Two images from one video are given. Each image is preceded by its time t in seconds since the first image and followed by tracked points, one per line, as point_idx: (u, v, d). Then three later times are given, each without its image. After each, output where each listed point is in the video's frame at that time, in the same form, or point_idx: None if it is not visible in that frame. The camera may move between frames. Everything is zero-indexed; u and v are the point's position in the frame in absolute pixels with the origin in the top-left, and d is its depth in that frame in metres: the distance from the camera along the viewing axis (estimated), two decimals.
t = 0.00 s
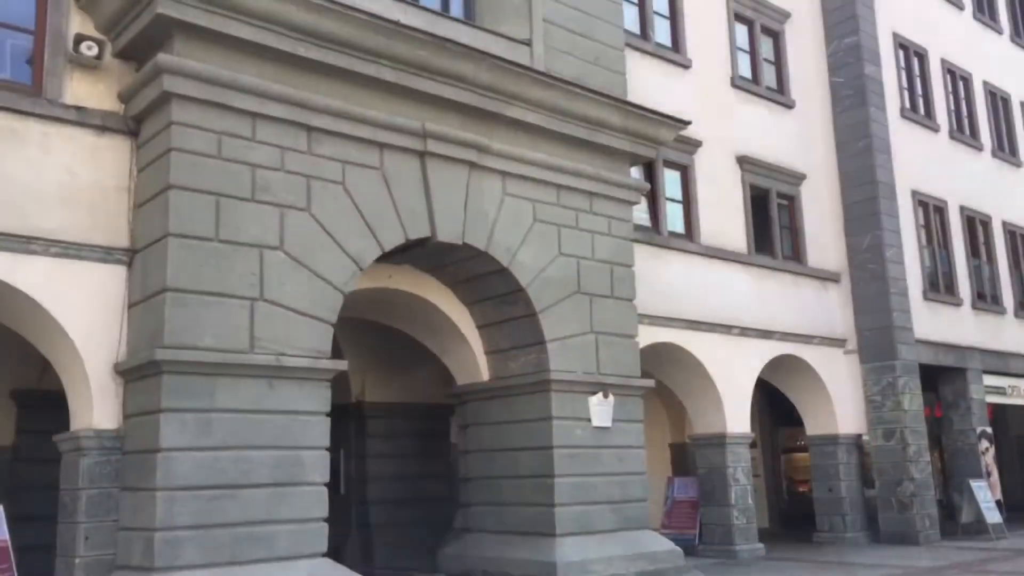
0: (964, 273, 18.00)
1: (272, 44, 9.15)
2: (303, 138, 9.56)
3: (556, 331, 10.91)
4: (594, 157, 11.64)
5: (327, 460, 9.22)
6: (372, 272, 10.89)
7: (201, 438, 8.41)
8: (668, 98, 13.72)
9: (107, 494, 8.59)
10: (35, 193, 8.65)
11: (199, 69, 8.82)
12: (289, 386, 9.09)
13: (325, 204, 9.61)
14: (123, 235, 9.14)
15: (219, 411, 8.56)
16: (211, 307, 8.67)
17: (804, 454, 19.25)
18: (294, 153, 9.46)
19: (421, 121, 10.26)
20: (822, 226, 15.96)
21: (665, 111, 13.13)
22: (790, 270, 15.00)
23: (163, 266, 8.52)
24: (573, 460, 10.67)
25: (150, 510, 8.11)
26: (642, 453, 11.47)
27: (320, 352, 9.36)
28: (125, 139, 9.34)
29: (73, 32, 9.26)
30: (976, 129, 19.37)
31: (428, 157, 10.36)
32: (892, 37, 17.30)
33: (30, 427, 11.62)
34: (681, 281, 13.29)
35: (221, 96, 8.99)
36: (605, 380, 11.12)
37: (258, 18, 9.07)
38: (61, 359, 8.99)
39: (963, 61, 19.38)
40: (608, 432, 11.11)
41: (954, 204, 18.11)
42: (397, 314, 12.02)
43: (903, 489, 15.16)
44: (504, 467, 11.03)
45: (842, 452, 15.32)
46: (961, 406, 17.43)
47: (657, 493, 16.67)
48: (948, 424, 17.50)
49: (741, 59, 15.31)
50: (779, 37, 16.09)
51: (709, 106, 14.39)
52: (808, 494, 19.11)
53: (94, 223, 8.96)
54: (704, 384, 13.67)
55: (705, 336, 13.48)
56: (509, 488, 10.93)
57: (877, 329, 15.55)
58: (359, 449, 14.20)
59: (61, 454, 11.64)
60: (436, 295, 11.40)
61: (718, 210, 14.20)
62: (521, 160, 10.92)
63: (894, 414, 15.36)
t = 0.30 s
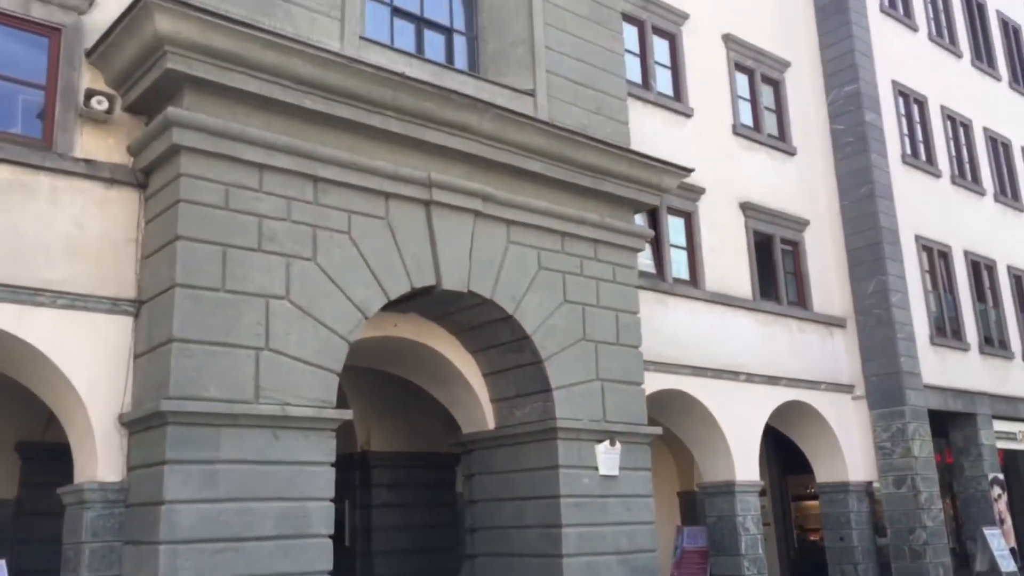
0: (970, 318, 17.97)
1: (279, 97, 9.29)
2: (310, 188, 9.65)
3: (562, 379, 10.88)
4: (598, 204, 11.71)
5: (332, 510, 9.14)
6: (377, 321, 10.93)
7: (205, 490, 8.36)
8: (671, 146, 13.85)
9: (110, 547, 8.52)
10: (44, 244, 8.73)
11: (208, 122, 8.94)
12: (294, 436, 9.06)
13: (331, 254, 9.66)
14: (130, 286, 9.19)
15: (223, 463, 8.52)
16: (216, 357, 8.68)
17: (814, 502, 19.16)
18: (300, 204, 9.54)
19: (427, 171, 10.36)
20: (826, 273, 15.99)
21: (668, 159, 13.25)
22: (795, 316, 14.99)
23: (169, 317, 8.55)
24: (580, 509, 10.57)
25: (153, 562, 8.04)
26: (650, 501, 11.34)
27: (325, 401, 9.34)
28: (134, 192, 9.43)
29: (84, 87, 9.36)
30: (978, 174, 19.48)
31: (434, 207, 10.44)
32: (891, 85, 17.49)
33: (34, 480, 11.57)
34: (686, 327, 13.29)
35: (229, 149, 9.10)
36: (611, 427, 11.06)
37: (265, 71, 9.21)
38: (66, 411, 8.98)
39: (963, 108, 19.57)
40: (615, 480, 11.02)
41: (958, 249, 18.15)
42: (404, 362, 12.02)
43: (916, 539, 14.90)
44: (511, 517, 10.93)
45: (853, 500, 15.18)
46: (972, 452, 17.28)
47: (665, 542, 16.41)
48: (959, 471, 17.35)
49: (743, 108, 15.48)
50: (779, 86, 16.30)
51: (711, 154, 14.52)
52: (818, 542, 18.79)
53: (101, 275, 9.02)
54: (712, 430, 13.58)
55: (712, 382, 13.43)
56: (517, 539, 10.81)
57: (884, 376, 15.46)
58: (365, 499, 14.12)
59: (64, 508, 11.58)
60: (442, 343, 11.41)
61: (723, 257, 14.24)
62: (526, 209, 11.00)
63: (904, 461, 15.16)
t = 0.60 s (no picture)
0: (973, 369, 17.90)
1: (282, 153, 9.38)
2: (312, 244, 9.69)
3: (565, 433, 10.79)
4: (599, 258, 11.76)
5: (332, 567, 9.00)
6: (377, 375, 10.97)
7: (204, 548, 8.24)
8: (670, 198, 13.95)
9: None
10: (45, 301, 8.74)
11: (211, 179, 9.01)
12: (294, 493, 8.96)
13: (332, 308, 9.67)
14: (130, 342, 9.16)
15: (222, 521, 8.42)
16: (216, 413, 8.63)
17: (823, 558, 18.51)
18: (302, 258, 9.58)
19: (428, 226, 10.42)
20: (827, 326, 15.97)
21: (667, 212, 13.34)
22: (798, 369, 14.93)
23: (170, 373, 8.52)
24: (584, 565, 10.41)
25: None
26: (655, 557, 11.16)
27: (326, 457, 9.26)
28: (136, 248, 9.45)
29: (88, 145, 9.46)
30: (976, 226, 19.58)
31: (435, 261, 10.47)
32: (887, 138, 17.67)
33: (30, 539, 11.45)
34: (688, 380, 13.24)
35: (232, 205, 9.16)
36: (614, 482, 10.94)
37: (268, 128, 9.32)
38: (64, 469, 8.89)
39: (959, 161, 19.75)
40: (619, 536, 10.86)
41: (959, 300, 18.15)
42: (404, 418, 12.03)
43: None
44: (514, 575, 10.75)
45: (861, 555, 14.96)
46: (980, 505, 17.03)
47: None
48: (968, 525, 17.09)
49: (741, 161, 15.63)
50: (776, 139, 16.46)
51: (710, 206, 14.61)
52: None
53: (101, 331, 9.01)
54: (716, 484, 13.41)
55: (715, 435, 13.32)
56: None
57: (889, 428, 15.32)
58: (365, 558, 13.93)
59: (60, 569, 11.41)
60: (442, 398, 11.42)
61: (724, 309, 14.24)
62: (527, 263, 11.03)
63: (912, 515, 14.92)
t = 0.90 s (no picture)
0: (979, 410, 17.80)
1: (285, 197, 9.43)
2: (314, 286, 9.70)
3: (568, 476, 10.70)
4: (601, 299, 11.76)
5: None
6: (381, 417, 10.95)
7: None
8: (671, 240, 13.99)
9: None
10: (47, 345, 8.74)
11: (214, 223, 9.05)
12: (294, 538, 8.87)
13: (334, 351, 9.64)
14: (132, 386, 9.13)
15: (221, 567, 8.31)
16: (217, 458, 8.56)
17: None
18: (304, 301, 9.58)
19: (430, 268, 10.43)
20: (831, 368, 15.91)
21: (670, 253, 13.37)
22: (802, 411, 14.84)
23: (170, 417, 8.47)
24: None
25: None
26: None
27: (327, 502, 9.18)
28: (139, 292, 9.46)
29: (93, 190, 9.51)
30: (978, 266, 19.61)
31: (437, 304, 10.47)
32: (887, 179, 17.76)
33: None
34: (692, 421, 13.16)
35: (235, 248, 9.18)
36: (619, 526, 10.83)
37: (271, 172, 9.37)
38: (63, 514, 8.81)
39: (959, 202, 19.84)
40: None
41: (963, 341, 18.10)
42: (406, 462, 11.98)
43: None
44: None
45: None
46: (990, 548, 16.79)
47: None
48: (978, 569, 16.82)
49: (742, 202, 15.69)
50: (777, 181, 16.58)
51: (712, 248, 14.64)
52: None
53: (103, 374, 8.98)
54: (721, 527, 13.26)
55: (720, 476, 13.21)
56: None
57: (896, 470, 15.18)
58: None
59: None
60: (445, 442, 11.39)
61: (727, 350, 14.20)
62: (530, 304, 11.03)
63: (921, 559, 14.71)
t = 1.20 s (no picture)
0: (989, 450, 17.64)
1: (289, 242, 9.47)
2: (318, 331, 9.70)
3: (575, 521, 10.58)
4: (606, 341, 11.74)
5: None
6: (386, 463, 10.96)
7: None
8: (675, 281, 13.99)
9: None
10: (50, 392, 8.72)
11: (219, 268, 9.07)
12: None
13: (339, 396, 9.60)
14: (136, 434, 9.09)
15: None
16: (220, 505, 8.48)
17: None
18: (309, 346, 9.57)
19: (434, 311, 10.43)
20: (839, 411, 15.81)
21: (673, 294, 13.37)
22: (810, 453, 14.70)
23: (174, 464, 8.41)
24: None
25: None
26: None
27: (331, 548, 9.08)
28: (144, 338, 9.46)
29: (99, 237, 9.56)
30: (983, 306, 19.58)
31: (441, 347, 10.45)
32: (890, 220, 17.82)
33: None
34: (699, 464, 13.05)
35: (240, 294, 9.20)
36: (626, 571, 10.68)
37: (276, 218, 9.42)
38: (65, 563, 8.72)
39: (962, 242, 19.88)
40: None
41: (971, 381, 18.00)
42: (413, 507, 11.96)
43: None
44: None
45: None
46: None
47: None
48: None
49: (745, 244, 15.70)
50: (779, 222, 16.65)
51: (716, 289, 14.64)
52: None
53: (106, 422, 8.95)
54: (731, 571, 13.07)
55: (728, 519, 13.06)
56: None
57: (907, 512, 14.99)
58: None
59: None
60: (450, 487, 11.35)
61: (733, 392, 14.12)
62: (534, 347, 11.01)
63: None
